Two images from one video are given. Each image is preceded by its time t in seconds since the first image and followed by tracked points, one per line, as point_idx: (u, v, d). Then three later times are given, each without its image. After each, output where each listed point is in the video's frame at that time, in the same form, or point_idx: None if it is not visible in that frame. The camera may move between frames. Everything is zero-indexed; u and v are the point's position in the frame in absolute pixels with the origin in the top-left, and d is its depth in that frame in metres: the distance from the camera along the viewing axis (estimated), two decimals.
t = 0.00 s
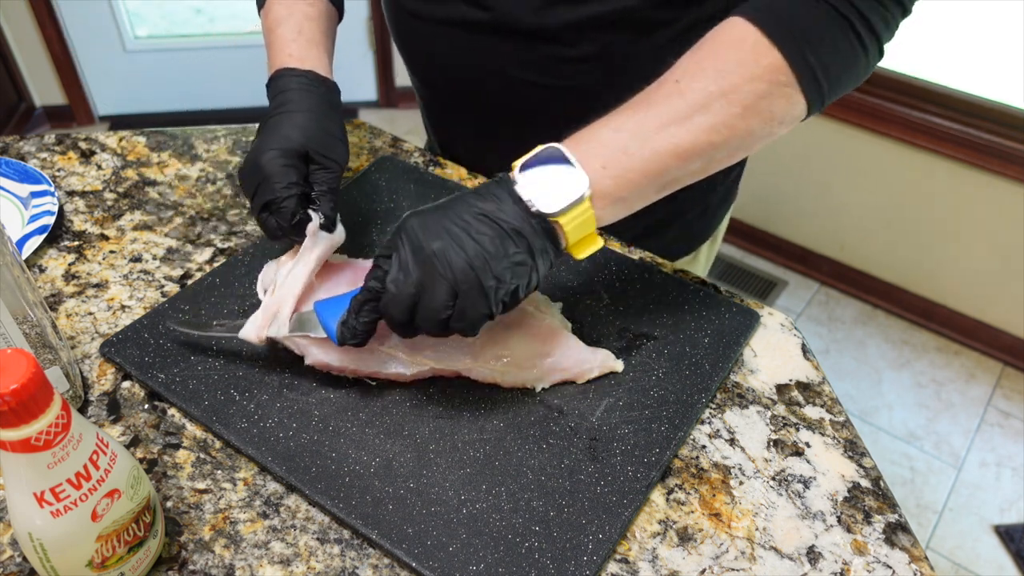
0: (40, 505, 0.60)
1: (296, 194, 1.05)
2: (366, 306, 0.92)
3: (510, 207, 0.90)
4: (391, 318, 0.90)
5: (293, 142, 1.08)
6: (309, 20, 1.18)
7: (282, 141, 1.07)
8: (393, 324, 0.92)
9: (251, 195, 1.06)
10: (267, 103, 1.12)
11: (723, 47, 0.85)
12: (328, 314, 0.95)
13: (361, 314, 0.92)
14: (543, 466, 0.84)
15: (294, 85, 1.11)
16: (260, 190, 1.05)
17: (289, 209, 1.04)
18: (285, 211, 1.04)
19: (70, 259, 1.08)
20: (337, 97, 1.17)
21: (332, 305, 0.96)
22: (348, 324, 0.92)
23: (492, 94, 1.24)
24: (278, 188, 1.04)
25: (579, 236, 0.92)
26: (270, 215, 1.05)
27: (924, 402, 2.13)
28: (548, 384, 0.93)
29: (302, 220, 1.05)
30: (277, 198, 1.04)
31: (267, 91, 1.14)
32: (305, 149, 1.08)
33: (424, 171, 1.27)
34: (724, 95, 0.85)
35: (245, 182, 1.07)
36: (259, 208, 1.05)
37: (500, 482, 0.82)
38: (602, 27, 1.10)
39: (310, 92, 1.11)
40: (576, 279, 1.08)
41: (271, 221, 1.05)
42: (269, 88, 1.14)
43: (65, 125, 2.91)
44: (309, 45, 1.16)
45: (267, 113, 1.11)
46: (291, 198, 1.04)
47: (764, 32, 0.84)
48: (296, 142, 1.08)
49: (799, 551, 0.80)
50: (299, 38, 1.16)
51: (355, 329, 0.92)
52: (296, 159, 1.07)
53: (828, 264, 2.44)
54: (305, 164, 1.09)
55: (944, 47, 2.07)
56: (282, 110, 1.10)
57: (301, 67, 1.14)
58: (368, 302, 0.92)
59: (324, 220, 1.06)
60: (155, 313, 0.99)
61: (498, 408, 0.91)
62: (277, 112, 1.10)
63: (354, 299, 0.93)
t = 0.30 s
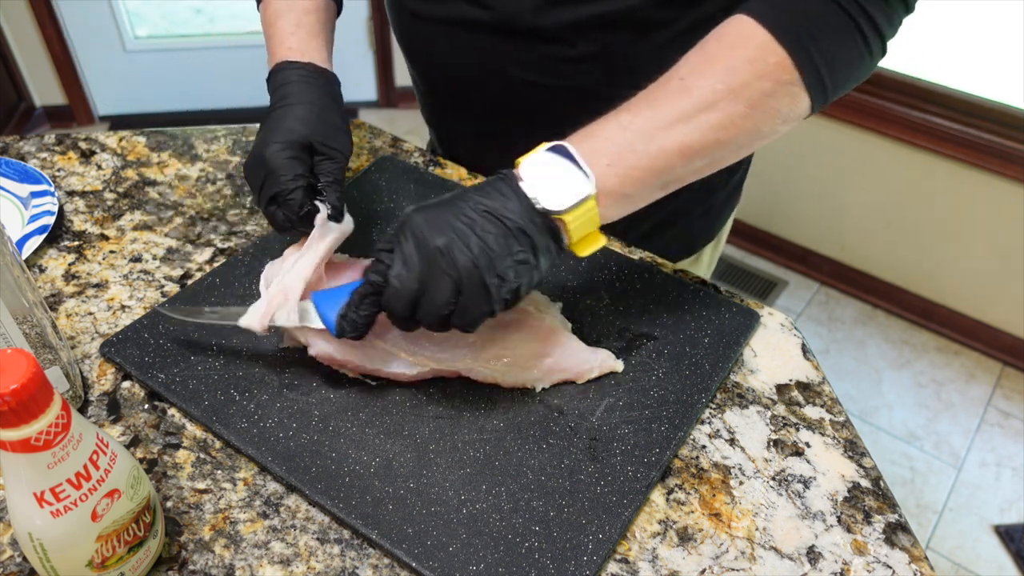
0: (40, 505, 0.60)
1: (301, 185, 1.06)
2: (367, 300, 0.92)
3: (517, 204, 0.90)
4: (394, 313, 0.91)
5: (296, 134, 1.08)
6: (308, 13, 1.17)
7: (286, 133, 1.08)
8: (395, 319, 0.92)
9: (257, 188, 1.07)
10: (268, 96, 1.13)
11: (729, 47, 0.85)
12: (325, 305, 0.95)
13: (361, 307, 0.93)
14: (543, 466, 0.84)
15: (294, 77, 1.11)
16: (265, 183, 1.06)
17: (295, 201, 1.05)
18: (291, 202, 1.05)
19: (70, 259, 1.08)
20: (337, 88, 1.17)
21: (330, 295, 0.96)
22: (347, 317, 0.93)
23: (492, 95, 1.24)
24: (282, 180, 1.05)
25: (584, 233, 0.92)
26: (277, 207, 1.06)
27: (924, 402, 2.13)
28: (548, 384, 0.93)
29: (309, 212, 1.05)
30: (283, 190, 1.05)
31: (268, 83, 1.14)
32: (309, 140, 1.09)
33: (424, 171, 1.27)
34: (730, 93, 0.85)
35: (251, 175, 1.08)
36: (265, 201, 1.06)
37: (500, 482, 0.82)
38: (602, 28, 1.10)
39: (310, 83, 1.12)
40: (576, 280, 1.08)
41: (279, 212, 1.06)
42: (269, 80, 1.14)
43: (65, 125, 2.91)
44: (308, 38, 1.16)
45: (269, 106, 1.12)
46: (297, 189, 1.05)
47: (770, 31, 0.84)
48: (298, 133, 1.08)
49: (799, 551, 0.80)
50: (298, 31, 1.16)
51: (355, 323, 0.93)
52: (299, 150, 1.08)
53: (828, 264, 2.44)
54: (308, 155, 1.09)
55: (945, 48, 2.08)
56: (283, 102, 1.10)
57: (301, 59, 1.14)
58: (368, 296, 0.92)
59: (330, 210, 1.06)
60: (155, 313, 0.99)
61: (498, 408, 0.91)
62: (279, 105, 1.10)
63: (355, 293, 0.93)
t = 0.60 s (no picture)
0: (40, 505, 0.60)
1: (277, 182, 1.06)
2: (428, 294, 0.90)
3: (582, 202, 0.91)
4: (457, 308, 0.89)
5: (275, 131, 1.08)
6: (298, 7, 1.17)
7: (265, 130, 1.08)
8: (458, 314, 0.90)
9: (234, 183, 1.08)
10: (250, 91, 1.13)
11: (785, 47, 0.87)
12: (385, 302, 0.92)
13: (422, 301, 0.90)
14: (543, 466, 0.84)
15: (280, 74, 1.11)
16: (242, 179, 1.06)
17: (272, 198, 1.06)
18: (269, 200, 1.06)
19: (70, 259, 1.08)
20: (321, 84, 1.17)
21: (388, 291, 0.93)
22: (408, 311, 0.91)
23: (492, 95, 1.24)
24: (259, 177, 1.05)
25: (647, 233, 0.93)
26: (254, 204, 1.06)
27: (924, 402, 2.13)
28: (548, 384, 0.93)
29: (285, 209, 1.07)
30: (259, 186, 1.05)
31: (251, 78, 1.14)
32: (288, 137, 1.09)
33: (424, 171, 1.27)
34: (788, 90, 0.86)
35: (229, 170, 1.08)
36: (243, 196, 1.07)
37: (499, 482, 0.82)
38: (602, 27, 1.10)
39: (294, 81, 1.12)
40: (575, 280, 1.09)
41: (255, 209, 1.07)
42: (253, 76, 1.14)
43: (65, 125, 2.91)
44: (296, 33, 1.16)
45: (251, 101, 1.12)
46: (272, 187, 1.06)
47: (826, 29, 0.84)
48: (277, 130, 1.08)
49: (799, 550, 0.80)
50: (287, 26, 1.16)
51: (414, 317, 0.90)
52: (278, 147, 1.08)
53: (828, 264, 2.44)
54: (287, 152, 1.10)
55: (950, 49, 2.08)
56: (266, 99, 1.10)
57: (285, 56, 1.14)
58: (431, 290, 0.90)
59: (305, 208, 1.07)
60: (155, 313, 0.99)
61: (498, 408, 0.91)
62: (260, 101, 1.11)
63: (416, 286, 0.90)
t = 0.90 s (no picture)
0: (40, 505, 0.60)
1: (296, 202, 1.05)
2: (439, 287, 0.90)
3: (590, 189, 0.90)
4: (466, 298, 0.88)
5: (292, 150, 1.07)
6: (309, 20, 1.18)
7: (282, 150, 1.07)
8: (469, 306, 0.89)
9: (252, 204, 1.07)
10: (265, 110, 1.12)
11: (798, 40, 0.87)
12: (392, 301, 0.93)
13: (432, 295, 0.90)
14: (543, 466, 0.84)
15: (292, 91, 1.11)
16: (261, 200, 1.05)
17: (289, 217, 1.05)
18: (287, 220, 1.05)
19: (70, 259, 1.08)
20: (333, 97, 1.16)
21: (397, 290, 0.94)
22: (416, 307, 0.91)
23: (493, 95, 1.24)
24: (277, 197, 1.04)
25: (658, 223, 0.92)
26: (272, 223, 1.06)
27: (924, 402, 2.13)
28: (548, 384, 0.93)
29: (304, 227, 1.06)
30: (278, 207, 1.04)
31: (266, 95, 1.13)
32: (305, 156, 1.08)
33: (424, 171, 1.27)
34: (802, 84, 0.86)
35: (246, 190, 1.07)
36: (261, 217, 1.06)
37: (499, 482, 0.82)
38: (602, 26, 1.10)
39: (306, 96, 1.11)
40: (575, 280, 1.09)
41: (273, 229, 1.06)
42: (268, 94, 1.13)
43: (65, 125, 2.91)
44: (308, 48, 1.16)
45: (266, 120, 1.11)
46: (292, 207, 1.05)
47: (839, 22, 0.84)
48: (294, 150, 1.07)
49: (799, 550, 0.80)
50: (298, 39, 1.16)
51: (425, 313, 0.90)
52: (295, 166, 1.07)
53: (828, 264, 2.44)
54: (304, 170, 1.09)
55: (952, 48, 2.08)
56: (280, 117, 1.09)
57: (297, 71, 1.14)
58: (441, 283, 0.90)
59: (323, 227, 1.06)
60: (155, 313, 0.99)
61: (498, 408, 0.91)
62: (276, 120, 1.10)
63: (424, 281, 0.91)
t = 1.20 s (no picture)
0: (40, 505, 0.60)
1: (298, 210, 1.04)
2: (341, 305, 0.89)
3: (486, 208, 0.91)
4: (363, 314, 0.87)
5: (293, 157, 1.06)
6: (313, 27, 1.18)
7: (284, 157, 1.06)
8: (368, 323, 0.89)
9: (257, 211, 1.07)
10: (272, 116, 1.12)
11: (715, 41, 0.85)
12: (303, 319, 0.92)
13: (335, 313, 0.89)
14: (543, 466, 0.84)
15: (296, 98, 1.10)
16: (263, 207, 1.05)
17: (291, 225, 1.04)
18: (289, 228, 1.04)
19: (70, 259, 1.08)
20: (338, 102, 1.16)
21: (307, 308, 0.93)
22: (323, 325, 0.89)
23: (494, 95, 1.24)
24: (279, 204, 1.04)
25: (559, 241, 0.92)
26: (275, 230, 1.05)
27: (924, 402, 2.13)
28: (548, 384, 0.93)
29: (307, 235, 1.05)
30: (280, 216, 1.04)
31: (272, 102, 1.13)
32: (307, 163, 1.06)
33: (424, 171, 1.27)
34: (701, 95, 0.85)
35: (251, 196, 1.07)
36: (266, 224, 1.06)
37: (499, 482, 0.82)
38: (603, 27, 1.10)
39: (310, 104, 1.11)
40: (576, 280, 1.09)
41: (278, 236, 1.05)
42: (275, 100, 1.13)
43: (65, 125, 2.91)
44: (314, 53, 1.16)
45: (271, 126, 1.11)
46: (293, 216, 1.04)
47: (746, 30, 0.83)
48: (295, 157, 1.06)
49: (799, 551, 0.80)
50: (302, 46, 1.16)
51: (329, 330, 0.89)
52: (298, 174, 1.06)
53: (828, 264, 2.45)
54: (308, 178, 1.07)
55: (943, 46, 2.06)
56: (284, 124, 1.09)
57: (301, 79, 1.13)
58: (343, 301, 0.89)
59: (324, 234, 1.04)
60: (155, 313, 0.99)
61: (498, 408, 0.91)
62: (281, 127, 1.09)
63: (329, 299, 0.90)
